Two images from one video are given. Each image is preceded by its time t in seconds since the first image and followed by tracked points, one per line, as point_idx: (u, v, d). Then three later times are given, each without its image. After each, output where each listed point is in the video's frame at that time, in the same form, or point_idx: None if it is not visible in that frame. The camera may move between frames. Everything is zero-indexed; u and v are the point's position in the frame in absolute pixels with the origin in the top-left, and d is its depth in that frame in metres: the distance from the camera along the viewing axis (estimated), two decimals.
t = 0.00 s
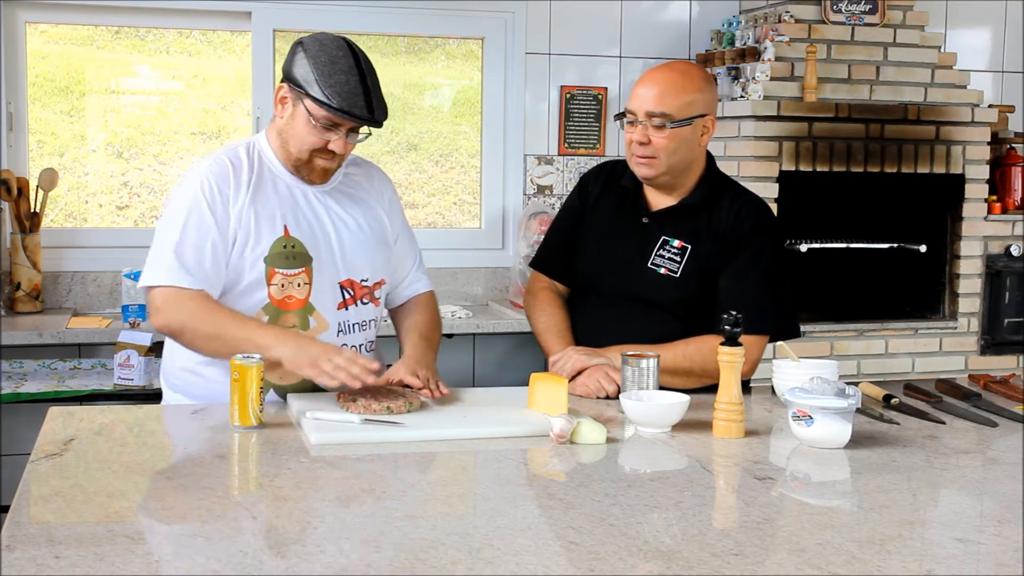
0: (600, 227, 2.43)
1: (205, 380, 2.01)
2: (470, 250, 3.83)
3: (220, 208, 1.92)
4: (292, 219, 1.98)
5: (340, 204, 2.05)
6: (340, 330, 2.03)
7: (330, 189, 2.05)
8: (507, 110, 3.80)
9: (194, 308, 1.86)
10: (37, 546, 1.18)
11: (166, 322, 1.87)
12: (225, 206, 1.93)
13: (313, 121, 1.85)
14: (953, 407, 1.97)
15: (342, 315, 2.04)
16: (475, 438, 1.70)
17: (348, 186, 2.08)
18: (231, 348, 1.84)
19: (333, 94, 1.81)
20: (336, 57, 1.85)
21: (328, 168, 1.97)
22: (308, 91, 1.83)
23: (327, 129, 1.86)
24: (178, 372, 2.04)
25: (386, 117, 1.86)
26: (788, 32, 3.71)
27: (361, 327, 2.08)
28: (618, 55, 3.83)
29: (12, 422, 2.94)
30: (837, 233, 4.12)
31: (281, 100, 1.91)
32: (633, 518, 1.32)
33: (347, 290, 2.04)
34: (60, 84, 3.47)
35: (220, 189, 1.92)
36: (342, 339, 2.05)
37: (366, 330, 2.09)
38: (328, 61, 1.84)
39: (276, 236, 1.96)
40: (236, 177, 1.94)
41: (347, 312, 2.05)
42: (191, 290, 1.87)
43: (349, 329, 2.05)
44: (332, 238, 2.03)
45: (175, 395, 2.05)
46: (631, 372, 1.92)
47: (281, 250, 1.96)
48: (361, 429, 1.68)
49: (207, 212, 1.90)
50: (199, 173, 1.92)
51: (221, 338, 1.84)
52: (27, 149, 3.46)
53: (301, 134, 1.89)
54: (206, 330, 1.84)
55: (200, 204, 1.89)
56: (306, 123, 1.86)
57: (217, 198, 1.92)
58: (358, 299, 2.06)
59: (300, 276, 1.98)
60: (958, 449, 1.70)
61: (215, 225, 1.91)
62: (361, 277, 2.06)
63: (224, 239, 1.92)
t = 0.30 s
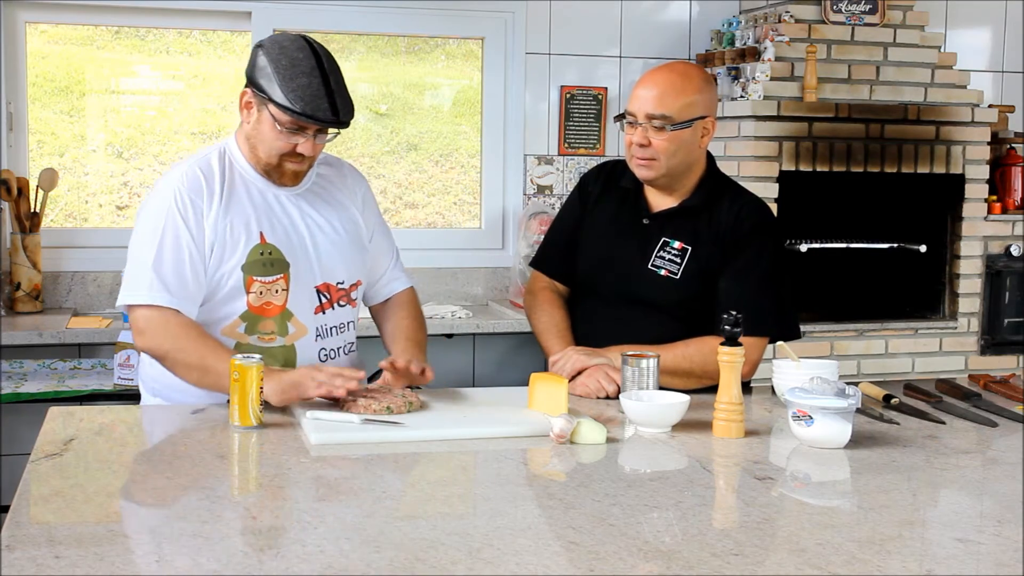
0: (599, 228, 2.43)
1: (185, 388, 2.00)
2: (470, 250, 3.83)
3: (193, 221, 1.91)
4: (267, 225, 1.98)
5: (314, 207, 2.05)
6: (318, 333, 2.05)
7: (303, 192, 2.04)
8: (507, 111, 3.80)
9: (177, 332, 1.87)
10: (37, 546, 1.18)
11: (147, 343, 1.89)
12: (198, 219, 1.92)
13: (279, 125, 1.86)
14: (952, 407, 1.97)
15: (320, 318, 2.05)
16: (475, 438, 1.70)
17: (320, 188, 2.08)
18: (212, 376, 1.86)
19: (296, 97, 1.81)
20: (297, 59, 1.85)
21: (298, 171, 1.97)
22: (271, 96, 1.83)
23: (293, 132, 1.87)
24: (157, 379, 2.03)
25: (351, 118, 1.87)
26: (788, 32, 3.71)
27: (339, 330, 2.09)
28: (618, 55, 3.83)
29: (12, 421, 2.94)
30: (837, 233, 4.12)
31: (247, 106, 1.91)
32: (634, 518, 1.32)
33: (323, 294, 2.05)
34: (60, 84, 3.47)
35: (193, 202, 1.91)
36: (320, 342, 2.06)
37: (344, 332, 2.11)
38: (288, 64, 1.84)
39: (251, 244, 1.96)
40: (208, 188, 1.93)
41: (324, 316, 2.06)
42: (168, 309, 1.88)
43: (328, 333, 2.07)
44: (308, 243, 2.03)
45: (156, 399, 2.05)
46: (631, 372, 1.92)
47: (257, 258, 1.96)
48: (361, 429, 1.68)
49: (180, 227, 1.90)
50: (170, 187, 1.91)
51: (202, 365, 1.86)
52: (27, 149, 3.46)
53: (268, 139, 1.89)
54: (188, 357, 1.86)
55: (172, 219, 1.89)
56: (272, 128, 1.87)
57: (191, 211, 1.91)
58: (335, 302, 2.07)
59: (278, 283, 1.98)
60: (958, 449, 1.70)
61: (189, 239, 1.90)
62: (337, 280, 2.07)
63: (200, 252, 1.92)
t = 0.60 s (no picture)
0: (598, 229, 2.43)
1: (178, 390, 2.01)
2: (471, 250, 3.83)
3: (174, 225, 1.91)
4: (247, 226, 1.97)
5: (298, 205, 2.04)
6: (304, 333, 2.05)
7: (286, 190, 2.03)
8: (507, 110, 3.80)
9: (175, 336, 1.87)
10: (37, 546, 1.18)
11: (144, 348, 1.88)
12: (180, 223, 1.92)
13: (244, 134, 1.85)
14: (952, 407, 1.97)
15: (306, 318, 2.05)
16: (475, 438, 1.70)
17: (304, 185, 2.07)
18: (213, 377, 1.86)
19: (254, 108, 1.79)
20: (253, 66, 1.83)
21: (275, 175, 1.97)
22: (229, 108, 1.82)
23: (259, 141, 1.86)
24: (151, 379, 2.04)
25: (315, 120, 1.85)
26: (788, 32, 3.71)
27: (327, 328, 2.09)
28: (618, 55, 3.83)
29: (12, 421, 2.94)
30: (836, 233, 4.12)
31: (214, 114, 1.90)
32: (634, 518, 1.32)
33: (309, 293, 2.04)
34: (60, 84, 3.47)
35: (174, 206, 1.91)
36: (307, 342, 2.06)
37: (334, 330, 2.11)
38: (245, 73, 1.82)
39: (231, 244, 1.95)
40: (189, 191, 1.93)
41: (310, 314, 2.05)
42: (158, 313, 1.87)
43: (314, 331, 2.06)
44: (292, 242, 2.02)
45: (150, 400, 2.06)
46: (631, 372, 1.92)
47: (237, 260, 1.96)
48: (361, 429, 1.68)
49: (163, 231, 1.89)
50: (151, 192, 1.91)
51: (203, 368, 1.86)
52: (27, 149, 3.46)
53: (238, 149, 1.89)
54: (187, 361, 1.86)
55: (153, 223, 1.89)
56: (238, 138, 1.86)
57: (172, 216, 1.91)
58: (322, 300, 2.06)
59: (260, 284, 1.98)
60: (958, 449, 1.70)
61: (172, 244, 1.90)
62: (323, 278, 2.06)
63: (184, 256, 1.92)
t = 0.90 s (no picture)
0: (598, 230, 2.43)
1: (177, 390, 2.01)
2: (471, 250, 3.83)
3: (167, 228, 1.92)
4: (239, 226, 1.97)
5: (293, 203, 2.03)
6: (300, 330, 2.04)
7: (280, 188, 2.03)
8: (507, 110, 3.80)
9: (174, 339, 1.87)
10: (37, 546, 1.18)
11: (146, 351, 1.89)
12: (173, 226, 1.92)
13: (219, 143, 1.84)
14: (952, 407, 1.97)
15: (302, 315, 2.04)
16: (475, 438, 1.70)
17: (299, 183, 2.06)
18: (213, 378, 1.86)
19: (219, 116, 1.78)
20: (216, 75, 1.81)
21: (263, 176, 1.96)
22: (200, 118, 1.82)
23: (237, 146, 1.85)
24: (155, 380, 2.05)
25: (286, 119, 1.82)
26: (788, 32, 3.71)
27: (325, 326, 2.07)
28: (618, 55, 3.83)
29: (12, 421, 2.94)
30: (836, 233, 4.11)
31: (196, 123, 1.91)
32: (634, 518, 1.32)
33: (305, 291, 2.03)
34: (60, 84, 3.47)
35: (166, 210, 1.92)
36: (304, 339, 2.05)
37: (332, 327, 2.09)
38: (210, 82, 1.81)
39: (223, 245, 1.95)
40: (180, 193, 1.94)
41: (307, 312, 2.04)
42: (153, 316, 1.88)
43: (311, 329, 2.06)
44: (286, 240, 2.02)
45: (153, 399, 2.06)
46: (631, 372, 1.92)
47: (229, 260, 1.95)
48: (361, 429, 1.68)
49: (155, 234, 1.90)
50: (144, 197, 1.92)
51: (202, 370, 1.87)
52: (27, 149, 3.46)
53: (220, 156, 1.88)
54: (187, 363, 1.86)
55: (144, 227, 1.89)
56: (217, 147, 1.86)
57: (165, 219, 1.91)
58: (318, 297, 2.05)
59: (252, 283, 1.98)
60: (958, 449, 1.70)
61: (164, 247, 1.91)
62: (320, 274, 2.05)
63: (178, 259, 1.92)
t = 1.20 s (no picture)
0: (598, 229, 2.43)
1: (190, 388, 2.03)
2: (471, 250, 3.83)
3: (180, 227, 1.93)
4: (251, 225, 1.97)
5: (308, 202, 2.02)
6: (312, 330, 2.02)
7: (297, 188, 2.02)
8: (507, 110, 3.80)
9: (176, 336, 1.89)
10: (37, 546, 1.18)
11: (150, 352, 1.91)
12: (185, 225, 1.93)
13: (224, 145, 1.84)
14: (952, 407, 1.97)
15: (314, 315, 2.02)
16: (475, 438, 1.70)
17: (317, 181, 2.05)
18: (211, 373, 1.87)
19: (217, 118, 1.78)
20: (215, 78, 1.82)
21: (276, 174, 1.93)
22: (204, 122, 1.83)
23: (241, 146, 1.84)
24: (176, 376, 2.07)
25: (283, 117, 1.79)
26: (788, 32, 3.71)
27: (338, 325, 2.05)
28: (618, 55, 3.83)
29: (12, 421, 2.94)
30: (836, 233, 4.11)
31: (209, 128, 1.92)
32: (634, 518, 1.32)
33: (319, 290, 2.02)
34: (60, 84, 3.47)
35: (180, 209, 1.93)
36: (317, 339, 2.03)
37: (348, 327, 2.07)
38: (209, 86, 1.82)
39: (234, 245, 1.95)
40: (194, 193, 1.94)
41: (320, 311, 2.03)
42: (164, 316, 1.90)
43: (324, 329, 2.03)
44: (299, 239, 2.01)
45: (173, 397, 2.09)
46: (631, 372, 1.92)
47: (239, 259, 1.95)
48: (361, 429, 1.68)
49: (167, 235, 1.91)
50: (159, 197, 1.94)
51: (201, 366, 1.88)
52: (27, 149, 3.46)
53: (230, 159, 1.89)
54: (187, 361, 1.88)
55: (157, 227, 1.91)
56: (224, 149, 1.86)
57: (178, 218, 1.93)
58: (332, 297, 2.03)
59: (262, 282, 1.97)
60: (958, 449, 1.70)
61: (176, 246, 1.92)
62: (334, 274, 2.03)
63: (189, 259, 1.93)
